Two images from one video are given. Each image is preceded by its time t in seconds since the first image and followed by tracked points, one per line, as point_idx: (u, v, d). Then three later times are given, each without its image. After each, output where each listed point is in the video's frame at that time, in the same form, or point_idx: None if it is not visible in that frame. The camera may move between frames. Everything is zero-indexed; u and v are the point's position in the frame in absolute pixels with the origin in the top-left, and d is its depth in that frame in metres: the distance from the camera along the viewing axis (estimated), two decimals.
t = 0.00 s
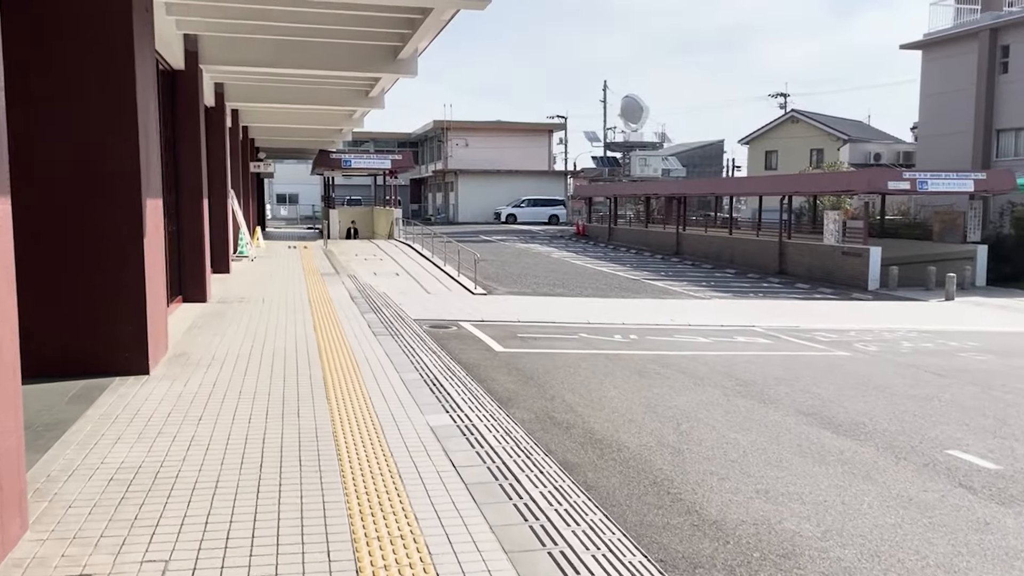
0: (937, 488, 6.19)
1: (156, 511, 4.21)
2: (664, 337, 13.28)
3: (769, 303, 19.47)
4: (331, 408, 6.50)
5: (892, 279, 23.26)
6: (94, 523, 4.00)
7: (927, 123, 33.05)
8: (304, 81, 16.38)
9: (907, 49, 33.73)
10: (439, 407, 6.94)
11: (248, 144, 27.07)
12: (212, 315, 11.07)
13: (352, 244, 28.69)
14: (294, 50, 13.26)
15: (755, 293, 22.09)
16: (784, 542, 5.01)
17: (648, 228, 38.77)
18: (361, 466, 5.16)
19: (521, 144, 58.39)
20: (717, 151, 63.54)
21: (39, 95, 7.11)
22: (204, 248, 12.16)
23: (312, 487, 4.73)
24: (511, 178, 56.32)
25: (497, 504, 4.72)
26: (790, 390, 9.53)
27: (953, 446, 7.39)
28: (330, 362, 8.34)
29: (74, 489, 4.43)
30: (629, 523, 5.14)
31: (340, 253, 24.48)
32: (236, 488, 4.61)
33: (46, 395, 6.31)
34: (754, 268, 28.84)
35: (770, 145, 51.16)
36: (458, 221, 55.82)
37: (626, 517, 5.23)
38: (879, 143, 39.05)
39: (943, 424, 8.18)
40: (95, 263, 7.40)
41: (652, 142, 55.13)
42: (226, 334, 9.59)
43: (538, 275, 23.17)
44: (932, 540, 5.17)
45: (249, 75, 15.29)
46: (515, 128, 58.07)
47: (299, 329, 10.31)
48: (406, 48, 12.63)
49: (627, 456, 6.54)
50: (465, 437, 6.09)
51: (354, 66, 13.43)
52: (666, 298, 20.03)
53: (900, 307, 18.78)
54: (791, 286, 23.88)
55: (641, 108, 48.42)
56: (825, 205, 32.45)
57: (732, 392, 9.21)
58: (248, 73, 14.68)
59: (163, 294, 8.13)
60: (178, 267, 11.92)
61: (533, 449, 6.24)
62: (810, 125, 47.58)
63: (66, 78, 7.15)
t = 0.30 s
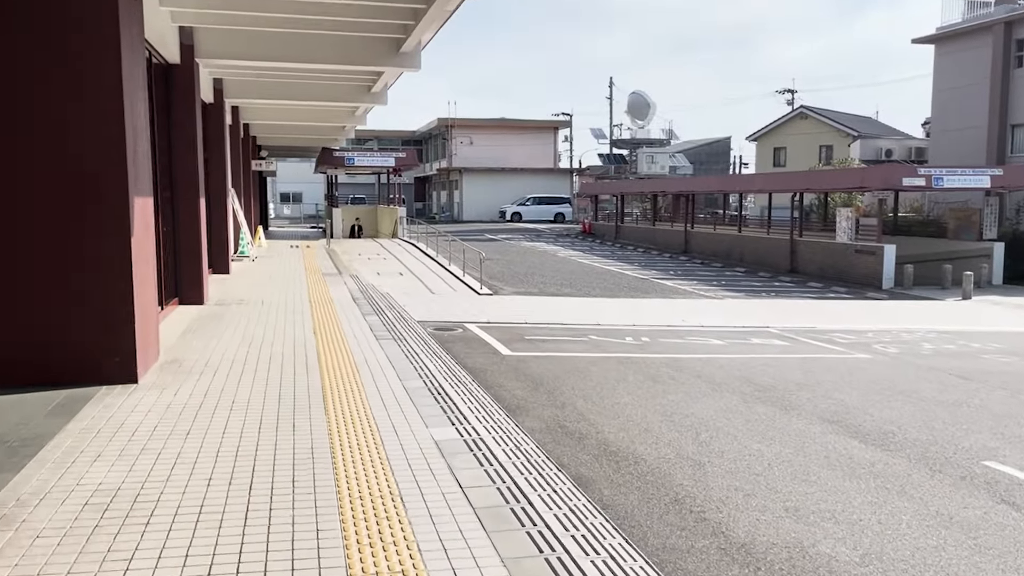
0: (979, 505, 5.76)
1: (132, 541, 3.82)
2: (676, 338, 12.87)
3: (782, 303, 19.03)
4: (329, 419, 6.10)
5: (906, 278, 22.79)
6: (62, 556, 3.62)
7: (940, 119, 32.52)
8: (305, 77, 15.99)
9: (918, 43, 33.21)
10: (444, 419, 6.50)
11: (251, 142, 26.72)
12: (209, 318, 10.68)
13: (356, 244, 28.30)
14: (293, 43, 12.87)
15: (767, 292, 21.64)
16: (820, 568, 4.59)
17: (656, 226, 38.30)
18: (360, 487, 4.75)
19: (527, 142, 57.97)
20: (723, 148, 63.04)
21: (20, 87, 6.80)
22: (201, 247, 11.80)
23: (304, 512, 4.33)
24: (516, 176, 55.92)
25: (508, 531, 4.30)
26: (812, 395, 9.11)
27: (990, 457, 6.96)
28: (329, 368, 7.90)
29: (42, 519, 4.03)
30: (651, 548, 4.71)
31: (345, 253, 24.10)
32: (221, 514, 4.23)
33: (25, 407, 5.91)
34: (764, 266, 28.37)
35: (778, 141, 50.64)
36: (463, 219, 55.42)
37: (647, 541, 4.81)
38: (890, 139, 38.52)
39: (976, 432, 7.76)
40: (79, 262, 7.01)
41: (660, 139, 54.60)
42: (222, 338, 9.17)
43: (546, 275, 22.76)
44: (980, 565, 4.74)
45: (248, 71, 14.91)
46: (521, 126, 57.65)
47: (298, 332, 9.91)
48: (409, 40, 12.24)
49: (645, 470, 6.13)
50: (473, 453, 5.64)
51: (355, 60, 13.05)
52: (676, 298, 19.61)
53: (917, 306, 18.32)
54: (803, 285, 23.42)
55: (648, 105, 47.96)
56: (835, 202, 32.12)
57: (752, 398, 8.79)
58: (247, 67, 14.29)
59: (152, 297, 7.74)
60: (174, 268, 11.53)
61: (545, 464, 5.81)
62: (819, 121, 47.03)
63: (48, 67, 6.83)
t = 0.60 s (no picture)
0: None
1: None
2: (690, 339, 12.51)
3: (794, 301, 18.64)
4: (333, 431, 5.76)
5: (920, 275, 22.40)
6: None
7: (951, 112, 32.07)
8: (308, 72, 15.66)
9: (929, 36, 32.73)
10: (455, 429, 6.14)
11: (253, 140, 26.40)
12: (210, 320, 10.34)
13: (360, 242, 27.97)
14: (294, 36, 12.54)
15: (779, 290, 21.25)
16: None
17: (662, 222, 37.91)
18: (366, 510, 4.39)
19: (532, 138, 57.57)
20: (729, 144, 62.57)
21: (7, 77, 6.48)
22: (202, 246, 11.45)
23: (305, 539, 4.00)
24: (521, 173, 55.54)
25: (529, 559, 3.94)
26: (836, 398, 8.76)
27: None
28: (333, 375, 7.54)
29: (20, 553, 3.70)
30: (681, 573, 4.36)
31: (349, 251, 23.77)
32: (215, 542, 3.91)
33: (11, 419, 5.58)
34: (774, 263, 27.97)
35: (786, 137, 50.19)
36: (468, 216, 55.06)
37: (676, 565, 4.46)
38: (900, 134, 38.05)
39: (1012, 438, 7.39)
40: (69, 263, 6.67)
41: (666, 134, 54.15)
42: (222, 341, 8.82)
43: (553, 273, 22.41)
44: None
45: (250, 65, 14.57)
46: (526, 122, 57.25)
47: (302, 335, 9.54)
48: (415, 33, 11.90)
49: (668, 483, 5.78)
50: (488, 468, 5.27)
51: (359, 53, 12.71)
52: (686, 296, 19.23)
53: (933, 303, 17.93)
54: (815, 282, 23.03)
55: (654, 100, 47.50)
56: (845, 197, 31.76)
57: (773, 402, 8.43)
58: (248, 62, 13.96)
59: (149, 301, 7.41)
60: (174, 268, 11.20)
61: (565, 478, 5.45)
62: (827, 116, 46.56)
63: (37, 58, 6.52)
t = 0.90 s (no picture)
0: None
1: None
2: (705, 338, 12.10)
3: (808, 298, 18.22)
4: (337, 443, 5.37)
5: (934, 271, 21.97)
6: None
7: (962, 106, 31.60)
8: (310, 65, 15.27)
9: (939, 29, 32.25)
10: (469, 441, 5.72)
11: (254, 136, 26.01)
12: (209, 321, 9.95)
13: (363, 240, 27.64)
14: (295, 26, 12.17)
15: (790, 287, 20.85)
16: None
17: (669, 219, 37.46)
18: (374, 537, 3.98)
19: (536, 135, 57.13)
20: (734, 139, 62.13)
21: None
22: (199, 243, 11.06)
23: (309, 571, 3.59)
24: (525, 169, 55.16)
25: None
26: (862, 402, 8.38)
27: None
28: (337, 380, 7.13)
29: None
30: None
31: (353, 250, 23.41)
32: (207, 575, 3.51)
33: None
34: (784, 259, 27.54)
35: (792, 132, 49.72)
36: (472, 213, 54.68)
37: None
38: (909, 128, 37.54)
39: None
40: (53, 261, 6.23)
41: (671, 130, 53.67)
42: (220, 344, 8.41)
43: (561, 271, 22.03)
44: None
45: (250, 58, 14.21)
46: (530, 118, 56.81)
47: (304, 337, 9.13)
48: (420, 22, 11.51)
49: (697, 497, 5.38)
50: (506, 486, 4.85)
51: (363, 44, 12.34)
52: (697, 294, 18.83)
53: (950, 300, 17.51)
54: (827, 279, 22.61)
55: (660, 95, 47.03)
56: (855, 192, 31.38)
57: (799, 407, 8.02)
58: (247, 54, 13.58)
59: (142, 302, 7.02)
60: (171, 268, 10.82)
61: (587, 494, 5.04)
62: (834, 110, 46.06)
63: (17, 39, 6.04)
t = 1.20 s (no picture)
0: None
1: None
2: (714, 339, 11.77)
3: (816, 297, 17.88)
4: (334, 460, 5.02)
5: (943, 268, 21.64)
6: None
7: (967, 101, 31.25)
8: (308, 61, 14.92)
9: (945, 23, 31.86)
10: (475, 456, 5.37)
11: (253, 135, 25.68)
12: (202, 326, 9.60)
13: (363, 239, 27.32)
14: (292, 20, 11.85)
15: (797, 286, 20.51)
16: None
17: (671, 216, 37.11)
18: (373, 569, 3.62)
19: (536, 132, 56.76)
20: (736, 136, 61.82)
21: None
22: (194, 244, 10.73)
23: None
24: (526, 167, 54.81)
25: None
26: (882, 407, 8.05)
27: None
28: (334, 388, 6.76)
29: None
30: None
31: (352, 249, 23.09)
32: None
33: None
34: (789, 257, 27.20)
35: (794, 128, 49.37)
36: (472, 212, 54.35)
37: None
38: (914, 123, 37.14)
39: None
40: (28, 261, 5.67)
41: (673, 126, 53.27)
42: (213, 350, 8.07)
43: (563, 270, 21.70)
44: None
45: (246, 54, 13.86)
46: (530, 116, 56.44)
47: (302, 341, 8.78)
48: (421, 15, 11.17)
49: (718, 515, 5.05)
50: (516, 508, 4.50)
51: (362, 39, 12.02)
52: (702, 293, 18.50)
53: (961, 298, 17.18)
54: (834, 277, 22.28)
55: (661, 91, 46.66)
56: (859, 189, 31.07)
57: (817, 413, 7.69)
58: (243, 49, 13.23)
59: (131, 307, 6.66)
60: (165, 270, 10.51)
61: (602, 514, 4.70)
62: (837, 106, 45.67)
63: None
